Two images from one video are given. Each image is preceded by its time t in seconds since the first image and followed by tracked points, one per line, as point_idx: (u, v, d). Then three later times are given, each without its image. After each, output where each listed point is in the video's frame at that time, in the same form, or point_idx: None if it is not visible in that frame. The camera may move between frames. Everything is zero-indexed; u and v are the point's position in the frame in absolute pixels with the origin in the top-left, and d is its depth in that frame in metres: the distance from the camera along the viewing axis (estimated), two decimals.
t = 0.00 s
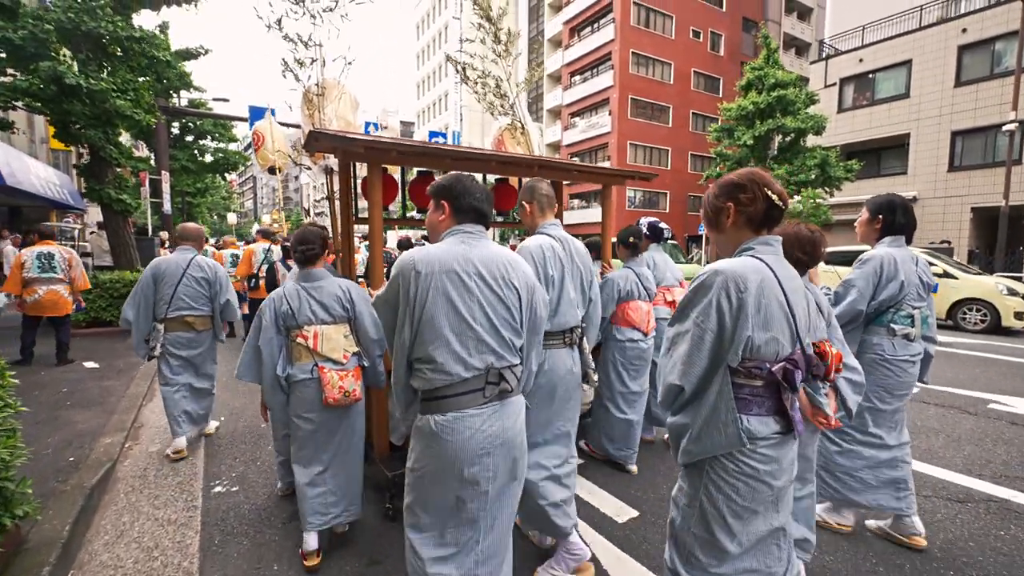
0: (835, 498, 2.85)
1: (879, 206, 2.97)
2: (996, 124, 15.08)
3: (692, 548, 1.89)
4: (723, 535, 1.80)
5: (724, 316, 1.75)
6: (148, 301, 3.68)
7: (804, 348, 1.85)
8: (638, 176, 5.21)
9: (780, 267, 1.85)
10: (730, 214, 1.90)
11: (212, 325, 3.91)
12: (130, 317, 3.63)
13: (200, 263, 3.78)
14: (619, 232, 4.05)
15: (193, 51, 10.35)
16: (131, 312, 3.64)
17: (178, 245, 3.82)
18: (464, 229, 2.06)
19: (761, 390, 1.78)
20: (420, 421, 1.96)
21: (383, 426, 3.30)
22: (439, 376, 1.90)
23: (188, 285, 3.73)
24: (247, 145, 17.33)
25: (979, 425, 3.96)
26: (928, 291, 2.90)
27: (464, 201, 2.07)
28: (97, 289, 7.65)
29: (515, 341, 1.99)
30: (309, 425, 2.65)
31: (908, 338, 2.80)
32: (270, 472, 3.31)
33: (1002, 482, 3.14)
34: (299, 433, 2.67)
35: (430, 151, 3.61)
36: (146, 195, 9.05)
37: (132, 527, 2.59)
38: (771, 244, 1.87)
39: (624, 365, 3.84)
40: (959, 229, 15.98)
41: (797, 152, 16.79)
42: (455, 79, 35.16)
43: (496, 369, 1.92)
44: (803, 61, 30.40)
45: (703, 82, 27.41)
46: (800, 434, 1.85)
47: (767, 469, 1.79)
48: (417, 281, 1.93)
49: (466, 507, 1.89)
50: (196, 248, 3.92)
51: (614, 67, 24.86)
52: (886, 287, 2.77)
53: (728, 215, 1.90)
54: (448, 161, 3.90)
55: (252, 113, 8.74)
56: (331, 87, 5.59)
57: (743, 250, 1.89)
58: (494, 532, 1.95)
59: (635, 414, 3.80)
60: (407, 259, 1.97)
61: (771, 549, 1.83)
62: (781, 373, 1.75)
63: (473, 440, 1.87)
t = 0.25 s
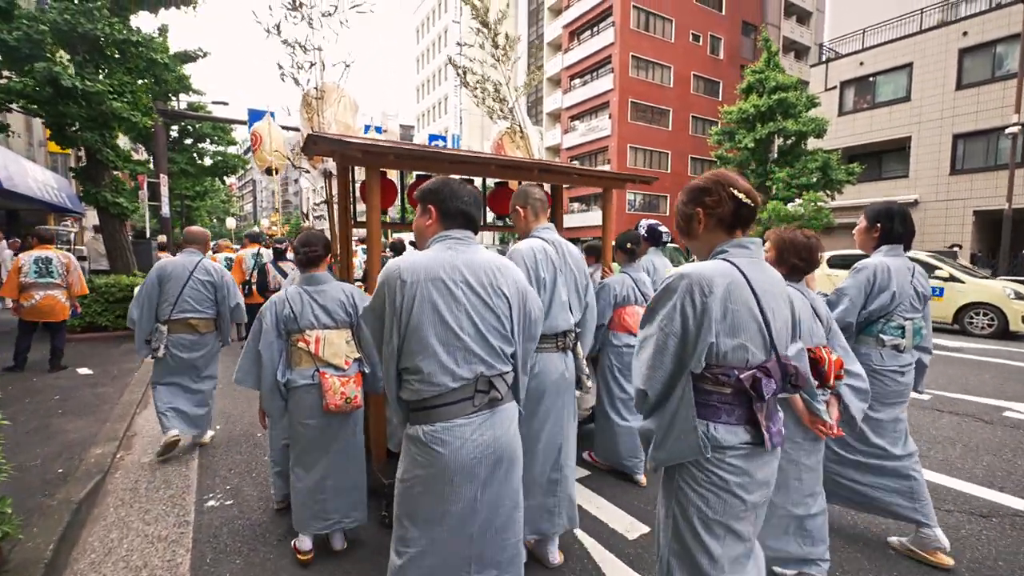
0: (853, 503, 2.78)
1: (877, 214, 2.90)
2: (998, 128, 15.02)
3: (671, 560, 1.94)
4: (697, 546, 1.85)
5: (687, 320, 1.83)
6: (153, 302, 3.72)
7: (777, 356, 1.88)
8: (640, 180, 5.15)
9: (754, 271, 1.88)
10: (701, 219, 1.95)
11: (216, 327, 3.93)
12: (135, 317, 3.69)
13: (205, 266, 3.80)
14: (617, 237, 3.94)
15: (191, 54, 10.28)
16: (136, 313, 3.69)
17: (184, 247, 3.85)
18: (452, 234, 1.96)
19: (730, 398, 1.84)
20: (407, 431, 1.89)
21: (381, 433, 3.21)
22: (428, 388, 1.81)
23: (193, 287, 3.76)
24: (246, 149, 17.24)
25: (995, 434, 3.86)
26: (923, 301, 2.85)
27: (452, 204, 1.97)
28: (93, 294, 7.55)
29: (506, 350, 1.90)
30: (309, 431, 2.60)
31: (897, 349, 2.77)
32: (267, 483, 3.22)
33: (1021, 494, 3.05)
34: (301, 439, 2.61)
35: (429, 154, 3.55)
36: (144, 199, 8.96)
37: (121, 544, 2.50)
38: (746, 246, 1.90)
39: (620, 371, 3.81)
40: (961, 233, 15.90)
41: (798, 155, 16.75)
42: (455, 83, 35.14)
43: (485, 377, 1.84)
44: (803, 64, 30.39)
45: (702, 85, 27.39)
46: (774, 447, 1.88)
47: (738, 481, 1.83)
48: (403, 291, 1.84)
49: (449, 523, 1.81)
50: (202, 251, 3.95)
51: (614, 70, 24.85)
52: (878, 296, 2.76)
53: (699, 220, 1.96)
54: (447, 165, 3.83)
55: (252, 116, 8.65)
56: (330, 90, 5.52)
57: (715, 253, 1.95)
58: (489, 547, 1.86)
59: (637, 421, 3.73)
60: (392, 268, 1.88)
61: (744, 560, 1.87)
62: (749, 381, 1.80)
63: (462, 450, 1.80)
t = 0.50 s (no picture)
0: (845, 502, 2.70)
1: (867, 218, 2.97)
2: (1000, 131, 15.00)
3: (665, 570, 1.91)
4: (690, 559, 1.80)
5: (670, 326, 1.79)
6: (151, 306, 3.66)
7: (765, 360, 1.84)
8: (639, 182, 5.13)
9: (736, 272, 1.84)
10: (674, 226, 1.96)
11: (215, 332, 3.83)
12: (133, 321, 3.64)
13: (205, 269, 3.74)
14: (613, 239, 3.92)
15: (190, 56, 10.23)
16: (134, 316, 3.64)
17: (184, 251, 3.78)
18: (418, 239, 1.88)
19: (718, 404, 1.78)
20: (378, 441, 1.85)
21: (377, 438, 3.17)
22: (399, 397, 1.75)
23: (193, 291, 3.69)
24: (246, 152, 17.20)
25: (1008, 441, 3.79)
26: (905, 308, 2.94)
27: (414, 208, 1.92)
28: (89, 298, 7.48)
29: (480, 355, 1.82)
30: (305, 436, 2.56)
31: (870, 352, 2.89)
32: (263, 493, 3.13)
33: None
34: (298, 443, 2.58)
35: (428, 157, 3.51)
36: (142, 202, 8.89)
37: (111, 557, 2.41)
38: (728, 247, 1.88)
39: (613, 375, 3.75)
40: (963, 236, 15.85)
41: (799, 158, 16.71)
42: (455, 86, 35.16)
43: (458, 384, 1.76)
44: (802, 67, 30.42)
45: (703, 89, 27.40)
46: (765, 456, 1.82)
47: (729, 489, 1.78)
48: (369, 301, 1.77)
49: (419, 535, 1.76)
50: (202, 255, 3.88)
51: (614, 73, 24.85)
52: (857, 301, 2.88)
53: (673, 228, 1.96)
54: (447, 167, 3.80)
55: (252, 119, 8.60)
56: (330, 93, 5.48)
57: (698, 257, 1.91)
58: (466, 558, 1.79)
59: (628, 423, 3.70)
60: (358, 276, 1.80)
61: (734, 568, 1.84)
62: (736, 387, 1.75)
63: (435, 457, 1.73)
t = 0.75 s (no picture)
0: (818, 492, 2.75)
1: (860, 221, 2.97)
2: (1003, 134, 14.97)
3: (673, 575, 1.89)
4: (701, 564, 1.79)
5: (671, 332, 1.80)
6: (149, 311, 3.61)
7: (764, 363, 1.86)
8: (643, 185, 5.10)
9: (735, 280, 1.87)
10: (668, 236, 2.01)
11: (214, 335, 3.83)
12: (130, 327, 3.55)
13: (201, 273, 3.72)
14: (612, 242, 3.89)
15: (191, 58, 10.20)
16: (131, 322, 3.55)
17: (177, 255, 3.75)
18: (387, 241, 1.83)
19: (721, 409, 1.79)
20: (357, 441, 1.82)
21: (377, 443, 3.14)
22: (373, 402, 1.70)
23: (190, 295, 3.66)
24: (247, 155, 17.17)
25: None
26: (900, 308, 2.90)
27: (384, 209, 1.86)
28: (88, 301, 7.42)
29: (457, 357, 1.76)
30: (307, 438, 2.55)
31: (870, 355, 2.87)
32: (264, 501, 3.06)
33: None
34: (301, 449, 2.57)
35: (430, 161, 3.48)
36: (142, 204, 8.84)
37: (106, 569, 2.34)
38: (726, 254, 1.92)
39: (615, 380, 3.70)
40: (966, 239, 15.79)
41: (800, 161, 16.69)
42: (456, 89, 35.18)
43: (435, 387, 1.70)
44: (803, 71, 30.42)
45: (703, 92, 27.40)
46: (768, 457, 1.82)
47: (736, 492, 1.79)
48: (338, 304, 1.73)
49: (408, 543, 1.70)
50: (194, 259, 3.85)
51: (614, 77, 24.86)
52: (851, 304, 2.85)
53: (666, 238, 2.01)
54: (450, 171, 3.76)
55: (253, 122, 8.56)
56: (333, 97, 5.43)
57: (695, 264, 1.95)
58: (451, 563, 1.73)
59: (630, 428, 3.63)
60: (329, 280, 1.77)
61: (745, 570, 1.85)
62: (738, 391, 1.76)
63: (410, 464, 1.68)
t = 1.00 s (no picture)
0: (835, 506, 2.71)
1: (860, 227, 2.94)
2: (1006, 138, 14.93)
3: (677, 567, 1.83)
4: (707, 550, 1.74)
5: (687, 333, 1.75)
6: (141, 313, 3.62)
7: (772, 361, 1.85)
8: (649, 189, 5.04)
9: (745, 282, 1.84)
10: (678, 242, 1.95)
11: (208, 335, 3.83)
12: (124, 329, 3.57)
13: (191, 274, 3.72)
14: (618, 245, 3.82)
15: (193, 61, 10.16)
16: (124, 324, 3.57)
17: (168, 257, 3.75)
18: (380, 246, 1.76)
19: (732, 403, 1.76)
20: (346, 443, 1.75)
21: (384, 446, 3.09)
22: (368, 413, 1.63)
23: (181, 295, 3.67)
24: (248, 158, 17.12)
25: None
26: (904, 311, 2.85)
27: (378, 213, 1.79)
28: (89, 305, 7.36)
29: (455, 365, 1.70)
30: (313, 441, 2.51)
31: (879, 359, 2.77)
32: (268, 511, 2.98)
33: None
34: (306, 452, 2.53)
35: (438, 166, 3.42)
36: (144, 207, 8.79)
37: None
38: (734, 257, 1.88)
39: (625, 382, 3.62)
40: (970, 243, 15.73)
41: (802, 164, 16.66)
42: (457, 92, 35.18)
43: (432, 396, 1.65)
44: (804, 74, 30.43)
45: (705, 95, 27.41)
46: (774, 448, 1.81)
47: (744, 483, 1.75)
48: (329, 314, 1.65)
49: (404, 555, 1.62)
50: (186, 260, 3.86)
51: (616, 80, 24.85)
52: (856, 309, 2.78)
53: (676, 245, 1.96)
54: (458, 175, 3.71)
55: (255, 125, 8.52)
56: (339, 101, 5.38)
57: (706, 266, 1.90)
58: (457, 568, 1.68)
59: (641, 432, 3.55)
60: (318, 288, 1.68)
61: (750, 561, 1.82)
62: (749, 387, 1.74)
63: (407, 476, 1.61)
